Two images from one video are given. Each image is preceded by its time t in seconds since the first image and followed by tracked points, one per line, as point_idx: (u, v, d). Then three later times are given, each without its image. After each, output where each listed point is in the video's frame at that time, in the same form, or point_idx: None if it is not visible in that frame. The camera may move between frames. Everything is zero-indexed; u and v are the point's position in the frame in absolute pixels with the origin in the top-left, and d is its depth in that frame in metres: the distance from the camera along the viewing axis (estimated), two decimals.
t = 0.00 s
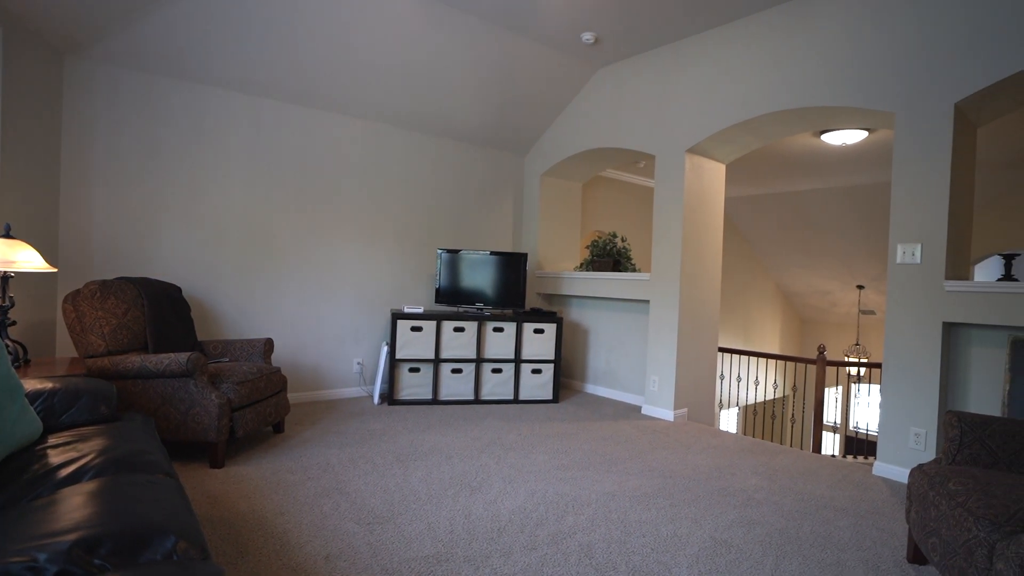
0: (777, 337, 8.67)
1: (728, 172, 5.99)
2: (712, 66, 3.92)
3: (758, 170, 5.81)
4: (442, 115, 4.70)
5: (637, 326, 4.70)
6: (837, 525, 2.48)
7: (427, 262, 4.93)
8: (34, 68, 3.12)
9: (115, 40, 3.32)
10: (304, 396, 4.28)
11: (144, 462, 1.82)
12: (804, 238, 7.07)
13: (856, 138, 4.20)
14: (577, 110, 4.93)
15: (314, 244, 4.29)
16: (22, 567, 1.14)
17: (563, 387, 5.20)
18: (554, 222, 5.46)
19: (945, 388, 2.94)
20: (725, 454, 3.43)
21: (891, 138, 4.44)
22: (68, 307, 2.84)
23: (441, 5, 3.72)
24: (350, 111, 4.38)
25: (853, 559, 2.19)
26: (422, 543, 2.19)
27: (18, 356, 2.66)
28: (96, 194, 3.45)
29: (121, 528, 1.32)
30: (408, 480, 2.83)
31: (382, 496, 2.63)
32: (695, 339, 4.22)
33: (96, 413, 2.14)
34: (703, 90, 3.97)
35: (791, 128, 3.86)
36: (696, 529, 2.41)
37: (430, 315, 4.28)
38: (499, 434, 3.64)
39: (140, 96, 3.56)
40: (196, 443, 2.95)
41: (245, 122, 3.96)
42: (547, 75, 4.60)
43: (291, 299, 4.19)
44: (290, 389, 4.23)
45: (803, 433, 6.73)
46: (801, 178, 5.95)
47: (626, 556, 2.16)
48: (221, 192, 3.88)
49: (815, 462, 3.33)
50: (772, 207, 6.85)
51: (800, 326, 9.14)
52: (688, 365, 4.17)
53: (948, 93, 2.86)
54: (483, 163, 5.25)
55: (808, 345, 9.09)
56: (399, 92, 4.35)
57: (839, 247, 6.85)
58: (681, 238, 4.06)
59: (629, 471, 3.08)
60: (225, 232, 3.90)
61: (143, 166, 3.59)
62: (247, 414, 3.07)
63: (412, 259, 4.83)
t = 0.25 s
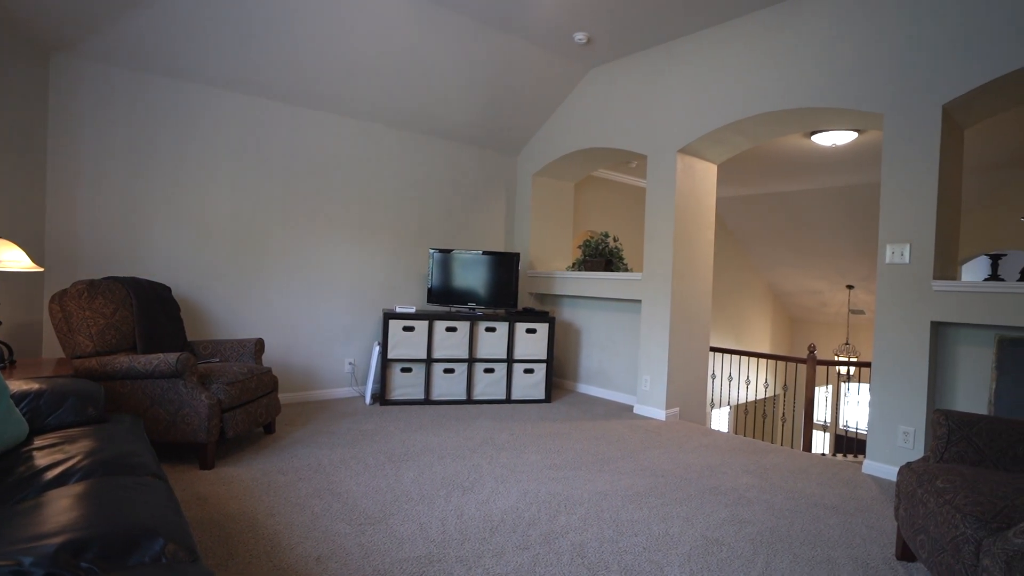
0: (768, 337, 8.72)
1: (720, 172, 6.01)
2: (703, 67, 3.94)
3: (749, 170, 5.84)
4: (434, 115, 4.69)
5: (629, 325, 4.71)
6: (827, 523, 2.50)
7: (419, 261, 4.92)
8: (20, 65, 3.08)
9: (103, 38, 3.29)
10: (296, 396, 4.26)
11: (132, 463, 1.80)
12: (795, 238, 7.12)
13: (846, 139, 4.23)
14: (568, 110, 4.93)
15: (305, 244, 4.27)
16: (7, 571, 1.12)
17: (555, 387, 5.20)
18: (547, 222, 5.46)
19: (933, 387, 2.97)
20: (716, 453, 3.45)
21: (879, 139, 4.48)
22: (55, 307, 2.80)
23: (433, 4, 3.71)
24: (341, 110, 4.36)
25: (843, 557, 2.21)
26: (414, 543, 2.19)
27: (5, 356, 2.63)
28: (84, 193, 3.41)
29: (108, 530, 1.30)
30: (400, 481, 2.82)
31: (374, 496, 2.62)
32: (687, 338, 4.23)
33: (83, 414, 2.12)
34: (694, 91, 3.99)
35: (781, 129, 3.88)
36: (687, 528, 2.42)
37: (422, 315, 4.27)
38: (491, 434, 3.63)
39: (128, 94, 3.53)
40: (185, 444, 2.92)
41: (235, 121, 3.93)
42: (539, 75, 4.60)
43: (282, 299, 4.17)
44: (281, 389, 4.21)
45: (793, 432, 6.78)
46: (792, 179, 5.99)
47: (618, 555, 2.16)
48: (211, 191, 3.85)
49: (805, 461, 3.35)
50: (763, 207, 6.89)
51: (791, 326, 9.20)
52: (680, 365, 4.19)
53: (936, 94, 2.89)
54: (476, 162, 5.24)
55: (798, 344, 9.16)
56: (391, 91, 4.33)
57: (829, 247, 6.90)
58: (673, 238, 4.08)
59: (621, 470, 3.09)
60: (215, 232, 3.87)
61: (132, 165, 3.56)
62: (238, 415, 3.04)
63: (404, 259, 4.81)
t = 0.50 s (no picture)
0: (759, 336, 8.77)
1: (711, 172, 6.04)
2: (695, 67, 3.96)
3: (740, 171, 5.87)
4: (427, 114, 4.68)
5: (622, 325, 4.72)
6: (817, 521, 2.52)
7: (412, 261, 4.90)
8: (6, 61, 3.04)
9: (91, 35, 3.26)
10: (287, 397, 4.23)
11: (121, 464, 1.78)
12: (786, 238, 7.16)
13: (836, 140, 4.26)
14: (561, 110, 4.94)
15: (297, 243, 4.25)
16: None
17: (548, 387, 5.20)
18: (539, 222, 5.47)
19: (922, 385, 3.00)
20: (708, 452, 3.46)
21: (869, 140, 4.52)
22: (41, 306, 2.78)
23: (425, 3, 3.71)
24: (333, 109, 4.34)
25: (834, 554, 2.23)
26: (407, 544, 2.18)
27: None
28: (72, 191, 3.37)
29: (95, 533, 1.29)
30: (392, 481, 2.81)
31: (366, 497, 2.61)
32: (679, 338, 4.25)
33: (71, 416, 2.10)
34: (686, 91, 4.00)
35: (772, 130, 3.90)
36: (679, 527, 2.42)
37: (414, 315, 4.26)
38: (483, 434, 3.63)
39: (117, 91, 3.49)
40: (175, 445, 2.90)
41: (226, 119, 3.90)
42: (532, 75, 4.61)
43: (273, 299, 4.15)
44: (272, 389, 4.19)
45: (784, 430, 6.83)
46: (783, 179, 6.02)
47: (611, 554, 2.17)
48: (201, 191, 3.82)
49: (796, 459, 3.38)
50: (754, 207, 6.93)
51: (782, 325, 9.26)
52: (672, 364, 4.20)
53: (925, 96, 2.92)
54: (468, 162, 5.24)
55: (789, 344, 9.22)
56: (383, 90, 4.32)
57: (820, 247, 6.95)
58: (665, 238, 4.09)
59: (613, 469, 3.10)
60: (206, 231, 3.84)
61: (121, 163, 3.53)
62: (228, 415, 3.02)
63: (396, 259, 4.80)
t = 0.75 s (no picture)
0: (750, 335, 8.82)
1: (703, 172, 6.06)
2: (686, 68, 3.97)
3: (732, 171, 5.90)
4: (419, 113, 4.67)
5: (614, 324, 4.73)
6: (808, 519, 2.53)
7: (404, 261, 4.89)
8: None
9: (78, 32, 3.22)
10: (278, 397, 4.21)
11: (109, 466, 1.76)
12: (776, 238, 7.21)
13: (826, 140, 4.29)
14: (553, 110, 4.94)
15: (288, 243, 4.23)
16: None
17: (540, 386, 5.20)
18: (532, 221, 5.47)
19: (910, 384, 3.03)
20: (699, 451, 3.48)
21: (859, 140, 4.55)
22: (27, 306, 2.76)
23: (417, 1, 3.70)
24: (324, 108, 4.32)
25: (824, 552, 2.24)
26: (399, 544, 2.17)
27: None
28: (59, 190, 3.34)
29: (83, 536, 1.27)
30: (384, 481, 2.80)
31: (358, 498, 2.60)
32: (671, 337, 4.26)
33: (57, 418, 2.07)
34: (678, 91, 4.01)
35: (763, 130, 3.92)
36: (671, 525, 2.43)
37: (406, 315, 4.24)
38: (476, 434, 3.62)
39: (104, 89, 3.46)
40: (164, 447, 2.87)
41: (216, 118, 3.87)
42: (524, 75, 4.61)
43: (264, 298, 4.12)
44: (263, 390, 4.16)
45: (775, 429, 6.87)
46: (774, 179, 6.06)
47: (604, 553, 2.17)
48: (191, 190, 3.79)
49: (786, 458, 3.40)
50: (746, 207, 6.97)
51: (773, 325, 9.31)
52: (664, 364, 4.22)
53: (914, 97, 2.94)
54: (461, 161, 5.23)
55: (780, 343, 9.28)
56: (375, 90, 4.31)
57: (810, 247, 7.00)
58: (657, 238, 4.10)
59: (605, 469, 3.10)
60: (195, 231, 3.81)
61: (109, 162, 3.49)
62: (218, 416, 3.00)
63: (388, 258, 4.78)
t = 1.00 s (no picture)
0: (742, 335, 8.87)
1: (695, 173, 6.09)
2: (678, 69, 3.99)
3: (723, 171, 5.93)
4: (411, 113, 4.66)
5: (606, 324, 4.75)
6: (798, 517, 2.55)
7: (396, 260, 4.88)
8: None
9: (66, 28, 3.19)
10: (269, 397, 4.18)
11: (97, 468, 1.75)
12: (768, 238, 7.25)
13: (817, 141, 4.32)
14: (546, 110, 4.95)
15: (280, 242, 4.20)
16: None
17: (533, 386, 5.21)
18: (524, 221, 5.47)
19: (899, 383, 3.06)
20: (691, 450, 3.49)
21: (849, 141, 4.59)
22: (14, 307, 2.73)
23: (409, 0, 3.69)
24: (316, 107, 4.30)
25: (814, 550, 2.26)
26: (390, 545, 2.17)
27: None
28: (46, 188, 3.30)
29: (70, 538, 1.26)
30: (375, 482, 2.79)
31: (350, 498, 2.59)
32: (663, 337, 4.28)
33: (44, 419, 2.05)
34: (670, 92, 4.03)
35: (754, 131, 3.95)
36: (663, 524, 2.44)
37: (398, 314, 4.23)
38: (468, 434, 3.62)
39: (93, 87, 3.43)
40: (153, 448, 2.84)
41: (206, 116, 3.85)
42: (516, 74, 4.61)
43: (254, 298, 4.09)
44: (254, 390, 4.13)
45: (766, 428, 6.91)
46: (765, 180, 6.10)
47: (595, 552, 2.18)
48: (181, 189, 3.76)
49: (777, 457, 3.42)
50: (737, 207, 7.01)
51: (764, 325, 9.37)
52: (656, 363, 4.23)
53: (902, 99, 2.97)
54: (453, 161, 5.22)
55: (771, 343, 9.33)
56: (367, 89, 4.29)
57: (801, 247, 7.05)
58: (649, 238, 4.12)
59: (597, 468, 3.11)
60: (185, 230, 3.78)
61: (97, 160, 3.46)
62: (208, 417, 2.97)
63: (380, 258, 4.77)
